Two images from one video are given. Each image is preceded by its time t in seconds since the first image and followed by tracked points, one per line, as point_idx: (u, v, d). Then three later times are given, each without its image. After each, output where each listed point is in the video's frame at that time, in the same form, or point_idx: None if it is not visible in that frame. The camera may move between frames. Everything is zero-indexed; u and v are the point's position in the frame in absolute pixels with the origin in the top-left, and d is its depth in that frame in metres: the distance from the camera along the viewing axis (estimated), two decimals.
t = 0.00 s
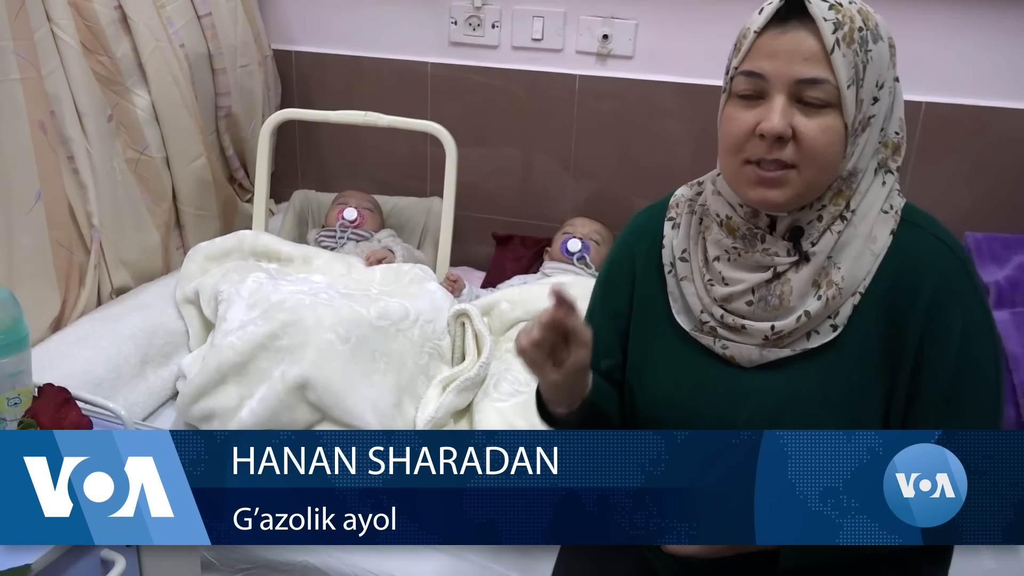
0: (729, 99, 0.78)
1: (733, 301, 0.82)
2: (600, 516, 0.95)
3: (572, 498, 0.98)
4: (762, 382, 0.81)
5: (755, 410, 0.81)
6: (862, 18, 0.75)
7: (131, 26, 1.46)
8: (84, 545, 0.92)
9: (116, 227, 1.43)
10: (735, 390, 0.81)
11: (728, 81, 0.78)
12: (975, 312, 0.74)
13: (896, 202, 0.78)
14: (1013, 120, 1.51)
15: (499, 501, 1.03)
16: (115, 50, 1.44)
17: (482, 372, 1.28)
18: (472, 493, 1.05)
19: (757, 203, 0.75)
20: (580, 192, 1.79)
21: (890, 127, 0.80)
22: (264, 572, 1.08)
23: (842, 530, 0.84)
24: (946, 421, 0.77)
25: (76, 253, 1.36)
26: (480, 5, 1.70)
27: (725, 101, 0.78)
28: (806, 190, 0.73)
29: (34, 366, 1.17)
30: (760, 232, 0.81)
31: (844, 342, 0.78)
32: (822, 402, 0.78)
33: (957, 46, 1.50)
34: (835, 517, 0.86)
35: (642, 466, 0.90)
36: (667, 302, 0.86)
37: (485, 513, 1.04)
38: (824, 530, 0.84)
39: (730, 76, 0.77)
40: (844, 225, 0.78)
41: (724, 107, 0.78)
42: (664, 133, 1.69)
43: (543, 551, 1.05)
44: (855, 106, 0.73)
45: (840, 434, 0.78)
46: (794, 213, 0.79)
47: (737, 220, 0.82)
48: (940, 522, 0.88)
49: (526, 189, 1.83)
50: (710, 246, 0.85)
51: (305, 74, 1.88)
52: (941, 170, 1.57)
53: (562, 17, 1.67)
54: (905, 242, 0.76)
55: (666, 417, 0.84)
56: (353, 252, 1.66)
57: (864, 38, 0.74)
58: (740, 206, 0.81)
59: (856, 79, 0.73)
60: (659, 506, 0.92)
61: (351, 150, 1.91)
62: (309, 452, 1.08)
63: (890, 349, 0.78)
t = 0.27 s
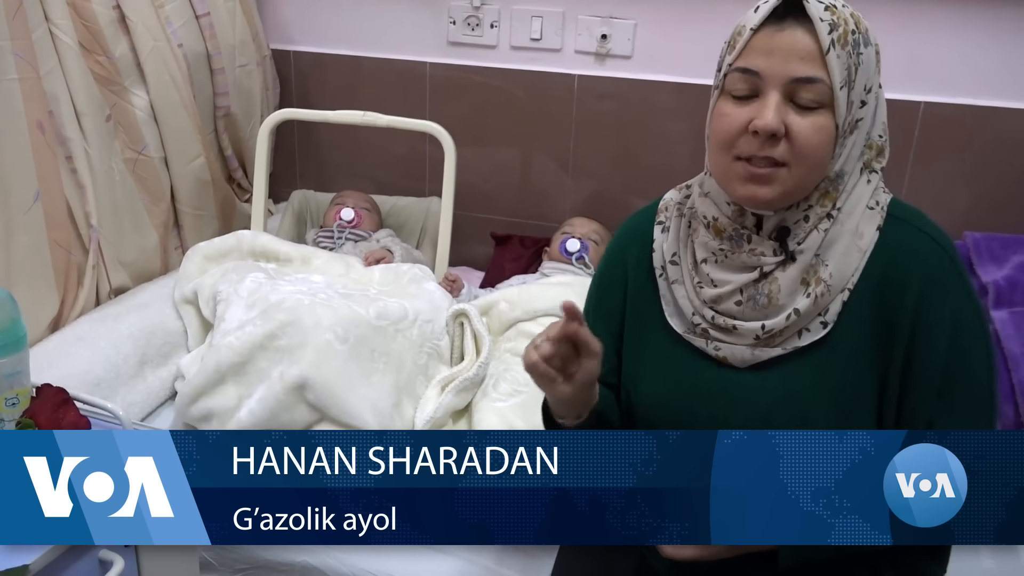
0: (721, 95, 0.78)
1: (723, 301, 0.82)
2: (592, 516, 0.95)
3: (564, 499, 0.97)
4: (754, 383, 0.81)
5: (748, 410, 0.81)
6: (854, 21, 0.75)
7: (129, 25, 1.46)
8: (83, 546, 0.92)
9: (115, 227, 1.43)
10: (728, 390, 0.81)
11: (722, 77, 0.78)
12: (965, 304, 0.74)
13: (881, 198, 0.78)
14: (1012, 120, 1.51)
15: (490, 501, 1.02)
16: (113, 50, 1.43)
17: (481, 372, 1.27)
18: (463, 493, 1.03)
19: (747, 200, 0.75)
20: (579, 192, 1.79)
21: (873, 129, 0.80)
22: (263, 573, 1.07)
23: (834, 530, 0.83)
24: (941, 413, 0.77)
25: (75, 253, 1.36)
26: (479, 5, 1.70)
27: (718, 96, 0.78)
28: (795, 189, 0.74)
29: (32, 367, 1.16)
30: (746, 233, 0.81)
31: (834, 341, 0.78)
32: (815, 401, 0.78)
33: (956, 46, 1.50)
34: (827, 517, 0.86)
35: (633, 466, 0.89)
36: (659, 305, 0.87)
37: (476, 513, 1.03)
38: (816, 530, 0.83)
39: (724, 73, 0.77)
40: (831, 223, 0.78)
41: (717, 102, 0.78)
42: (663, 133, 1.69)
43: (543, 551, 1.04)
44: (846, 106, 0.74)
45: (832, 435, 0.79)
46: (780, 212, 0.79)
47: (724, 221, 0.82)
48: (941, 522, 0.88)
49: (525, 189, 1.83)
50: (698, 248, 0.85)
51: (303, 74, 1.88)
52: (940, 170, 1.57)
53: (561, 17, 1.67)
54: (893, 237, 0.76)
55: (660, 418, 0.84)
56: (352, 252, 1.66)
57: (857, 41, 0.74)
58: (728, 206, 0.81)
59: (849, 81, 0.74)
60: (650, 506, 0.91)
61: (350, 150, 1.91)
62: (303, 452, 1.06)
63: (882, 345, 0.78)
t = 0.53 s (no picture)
0: (715, 90, 0.79)
1: (718, 299, 0.83)
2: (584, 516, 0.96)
3: (556, 499, 1.00)
4: (748, 382, 0.81)
5: (742, 409, 0.81)
6: (845, 16, 0.76)
7: (128, 25, 1.46)
8: (83, 546, 0.91)
9: (114, 227, 1.43)
10: (722, 388, 0.82)
11: (714, 74, 0.79)
12: (959, 303, 0.74)
13: (877, 198, 0.79)
14: (1011, 119, 1.51)
15: (480, 501, 1.03)
16: (112, 50, 1.43)
17: (480, 372, 1.27)
18: (455, 493, 1.04)
19: (742, 195, 0.76)
20: (578, 191, 1.79)
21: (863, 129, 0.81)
22: (263, 573, 1.07)
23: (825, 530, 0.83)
24: (936, 414, 0.76)
25: (74, 253, 1.36)
26: (478, 4, 1.70)
27: (711, 92, 0.79)
28: (791, 182, 0.75)
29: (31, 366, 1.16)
30: (741, 230, 0.82)
31: (828, 339, 0.78)
32: (808, 399, 0.78)
33: (956, 46, 1.50)
34: (819, 516, 0.85)
35: (625, 466, 0.91)
36: (654, 305, 0.87)
37: (468, 513, 1.04)
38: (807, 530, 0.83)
39: (717, 68, 0.78)
40: (826, 220, 0.78)
41: (711, 97, 0.79)
42: (662, 133, 1.69)
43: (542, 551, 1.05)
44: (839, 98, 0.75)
45: (824, 434, 0.78)
46: (776, 209, 0.80)
47: (719, 219, 0.83)
48: (940, 522, 0.90)
49: (524, 189, 1.83)
50: (694, 247, 0.85)
51: (302, 73, 1.87)
52: (940, 169, 1.57)
53: (560, 17, 1.67)
54: (888, 236, 0.77)
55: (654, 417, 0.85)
56: (351, 252, 1.66)
57: (847, 35, 0.76)
58: (722, 204, 0.82)
59: (840, 73, 0.75)
60: (642, 506, 0.93)
61: (349, 150, 1.91)
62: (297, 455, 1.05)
63: (876, 346, 0.78)
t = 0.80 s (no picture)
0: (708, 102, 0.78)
1: (716, 297, 0.83)
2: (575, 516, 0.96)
3: (547, 499, 0.99)
4: (744, 377, 0.81)
5: (737, 405, 0.81)
6: (836, 17, 0.76)
7: (126, 25, 1.46)
8: (83, 546, 0.93)
9: (112, 227, 1.43)
10: (717, 384, 0.82)
11: (708, 84, 0.79)
12: (954, 300, 0.75)
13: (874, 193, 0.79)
14: (1009, 119, 1.51)
15: (470, 500, 1.03)
16: (110, 50, 1.43)
17: (479, 373, 1.27)
18: (446, 493, 1.03)
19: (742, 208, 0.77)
20: (576, 191, 1.79)
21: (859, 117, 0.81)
22: (261, 573, 1.07)
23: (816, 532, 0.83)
24: (931, 409, 0.76)
25: (72, 253, 1.36)
26: (476, 4, 1.70)
27: (706, 104, 0.79)
28: (789, 193, 0.75)
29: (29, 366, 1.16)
30: (741, 231, 0.82)
31: (825, 334, 0.78)
32: (803, 396, 0.78)
33: (954, 45, 1.50)
34: (810, 517, 0.85)
35: (616, 466, 0.91)
36: (652, 301, 0.87)
37: (459, 513, 1.03)
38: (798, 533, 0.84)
39: (709, 80, 0.78)
40: (823, 220, 0.79)
41: (706, 110, 0.78)
42: (661, 133, 1.69)
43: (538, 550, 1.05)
44: (834, 105, 0.75)
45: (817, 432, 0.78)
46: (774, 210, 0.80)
47: (718, 220, 0.83)
48: (941, 522, 0.89)
49: (522, 189, 1.82)
50: (693, 245, 0.85)
51: (301, 73, 1.87)
52: (937, 169, 1.57)
53: (558, 17, 1.67)
54: (884, 231, 0.77)
55: (649, 415, 0.84)
56: (349, 252, 1.66)
57: (839, 38, 0.75)
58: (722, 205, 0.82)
59: (834, 79, 0.75)
60: (633, 505, 0.93)
61: (348, 150, 1.90)
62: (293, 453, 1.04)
63: (873, 342, 0.78)
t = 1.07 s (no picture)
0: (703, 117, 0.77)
1: (715, 300, 0.83)
2: (567, 515, 0.96)
3: (539, 499, 0.97)
4: (741, 375, 0.81)
5: (736, 402, 0.81)
6: (834, 33, 0.73)
7: (123, 25, 1.46)
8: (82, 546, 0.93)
9: (110, 228, 1.43)
10: (716, 381, 0.82)
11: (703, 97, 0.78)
12: (955, 297, 0.74)
13: (875, 196, 0.78)
14: (1008, 118, 1.51)
15: (464, 500, 0.99)
16: (108, 50, 1.43)
17: (478, 372, 1.26)
18: (439, 492, 0.99)
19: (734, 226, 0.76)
20: (575, 191, 1.79)
21: (875, 126, 0.79)
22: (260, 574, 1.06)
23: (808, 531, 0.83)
24: (930, 405, 0.75)
25: (70, 254, 1.36)
26: (475, 4, 1.70)
27: (701, 116, 0.78)
28: (776, 211, 0.74)
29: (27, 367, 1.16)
30: (738, 239, 0.81)
31: (824, 333, 0.78)
32: (802, 393, 0.78)
33: (952, 44, 1.50)
34: (802, 517, 0.85)
35: (608, 466, 0.91)
36: (652, 300, 0.88)
37: (451, 513, 1.00)
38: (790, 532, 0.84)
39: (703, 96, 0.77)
40: (822, 227, 0.78)
41: (700, 123, 0.77)
42: (659, 132, 1.69)
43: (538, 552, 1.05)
44: (826, 127, 0.72)
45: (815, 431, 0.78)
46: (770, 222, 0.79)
47: (717, 226, 0.82)
48: (943, 521, 0.86)
49: (521, 188, 1.82)
50: (691, 249, 0.86)
51: (299, 73, 1.87)
52: (936, 169, 1.57)
53: (557, 17, 1.67)
54: (884, 229, 0.76)
55: (648, 413, 0.85)
56: (347, 252, 1.66)
57: (835, 57, 0.73)
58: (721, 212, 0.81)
59: (827, 101, 0.73)
60: (626, 506, 0.92)
61: (346, 150, 1.90)
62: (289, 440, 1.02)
63: (872, 341, 0.78)
